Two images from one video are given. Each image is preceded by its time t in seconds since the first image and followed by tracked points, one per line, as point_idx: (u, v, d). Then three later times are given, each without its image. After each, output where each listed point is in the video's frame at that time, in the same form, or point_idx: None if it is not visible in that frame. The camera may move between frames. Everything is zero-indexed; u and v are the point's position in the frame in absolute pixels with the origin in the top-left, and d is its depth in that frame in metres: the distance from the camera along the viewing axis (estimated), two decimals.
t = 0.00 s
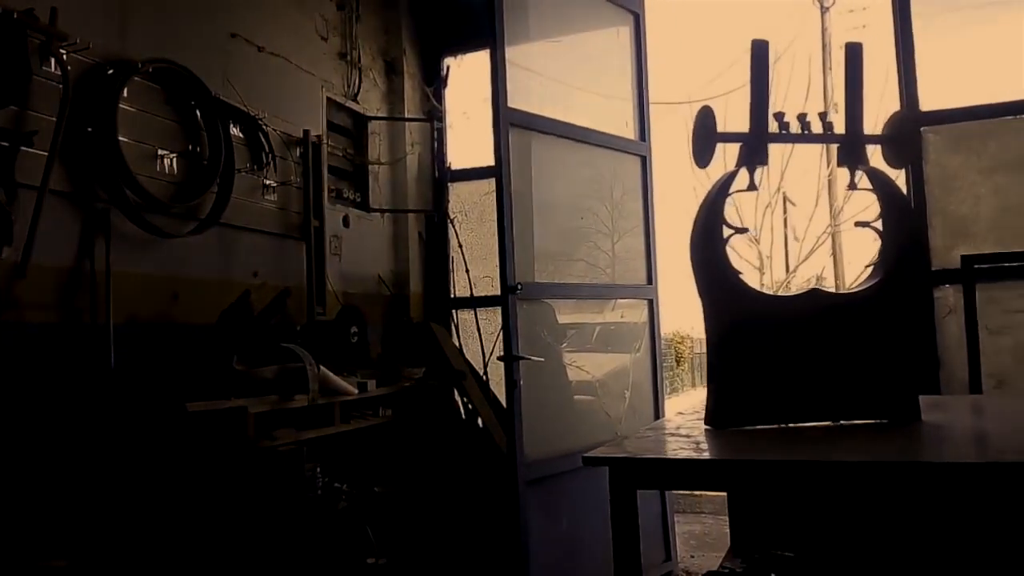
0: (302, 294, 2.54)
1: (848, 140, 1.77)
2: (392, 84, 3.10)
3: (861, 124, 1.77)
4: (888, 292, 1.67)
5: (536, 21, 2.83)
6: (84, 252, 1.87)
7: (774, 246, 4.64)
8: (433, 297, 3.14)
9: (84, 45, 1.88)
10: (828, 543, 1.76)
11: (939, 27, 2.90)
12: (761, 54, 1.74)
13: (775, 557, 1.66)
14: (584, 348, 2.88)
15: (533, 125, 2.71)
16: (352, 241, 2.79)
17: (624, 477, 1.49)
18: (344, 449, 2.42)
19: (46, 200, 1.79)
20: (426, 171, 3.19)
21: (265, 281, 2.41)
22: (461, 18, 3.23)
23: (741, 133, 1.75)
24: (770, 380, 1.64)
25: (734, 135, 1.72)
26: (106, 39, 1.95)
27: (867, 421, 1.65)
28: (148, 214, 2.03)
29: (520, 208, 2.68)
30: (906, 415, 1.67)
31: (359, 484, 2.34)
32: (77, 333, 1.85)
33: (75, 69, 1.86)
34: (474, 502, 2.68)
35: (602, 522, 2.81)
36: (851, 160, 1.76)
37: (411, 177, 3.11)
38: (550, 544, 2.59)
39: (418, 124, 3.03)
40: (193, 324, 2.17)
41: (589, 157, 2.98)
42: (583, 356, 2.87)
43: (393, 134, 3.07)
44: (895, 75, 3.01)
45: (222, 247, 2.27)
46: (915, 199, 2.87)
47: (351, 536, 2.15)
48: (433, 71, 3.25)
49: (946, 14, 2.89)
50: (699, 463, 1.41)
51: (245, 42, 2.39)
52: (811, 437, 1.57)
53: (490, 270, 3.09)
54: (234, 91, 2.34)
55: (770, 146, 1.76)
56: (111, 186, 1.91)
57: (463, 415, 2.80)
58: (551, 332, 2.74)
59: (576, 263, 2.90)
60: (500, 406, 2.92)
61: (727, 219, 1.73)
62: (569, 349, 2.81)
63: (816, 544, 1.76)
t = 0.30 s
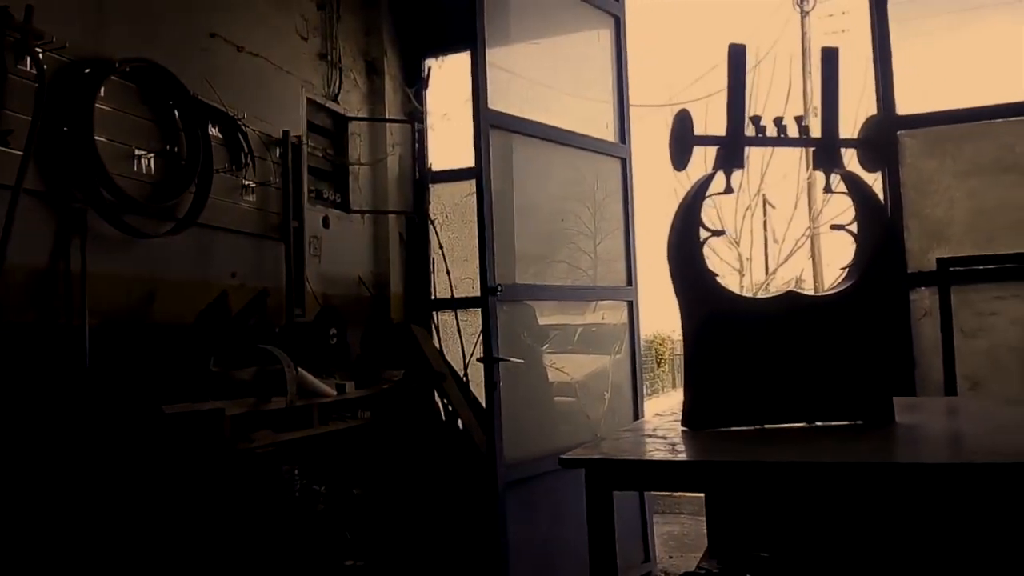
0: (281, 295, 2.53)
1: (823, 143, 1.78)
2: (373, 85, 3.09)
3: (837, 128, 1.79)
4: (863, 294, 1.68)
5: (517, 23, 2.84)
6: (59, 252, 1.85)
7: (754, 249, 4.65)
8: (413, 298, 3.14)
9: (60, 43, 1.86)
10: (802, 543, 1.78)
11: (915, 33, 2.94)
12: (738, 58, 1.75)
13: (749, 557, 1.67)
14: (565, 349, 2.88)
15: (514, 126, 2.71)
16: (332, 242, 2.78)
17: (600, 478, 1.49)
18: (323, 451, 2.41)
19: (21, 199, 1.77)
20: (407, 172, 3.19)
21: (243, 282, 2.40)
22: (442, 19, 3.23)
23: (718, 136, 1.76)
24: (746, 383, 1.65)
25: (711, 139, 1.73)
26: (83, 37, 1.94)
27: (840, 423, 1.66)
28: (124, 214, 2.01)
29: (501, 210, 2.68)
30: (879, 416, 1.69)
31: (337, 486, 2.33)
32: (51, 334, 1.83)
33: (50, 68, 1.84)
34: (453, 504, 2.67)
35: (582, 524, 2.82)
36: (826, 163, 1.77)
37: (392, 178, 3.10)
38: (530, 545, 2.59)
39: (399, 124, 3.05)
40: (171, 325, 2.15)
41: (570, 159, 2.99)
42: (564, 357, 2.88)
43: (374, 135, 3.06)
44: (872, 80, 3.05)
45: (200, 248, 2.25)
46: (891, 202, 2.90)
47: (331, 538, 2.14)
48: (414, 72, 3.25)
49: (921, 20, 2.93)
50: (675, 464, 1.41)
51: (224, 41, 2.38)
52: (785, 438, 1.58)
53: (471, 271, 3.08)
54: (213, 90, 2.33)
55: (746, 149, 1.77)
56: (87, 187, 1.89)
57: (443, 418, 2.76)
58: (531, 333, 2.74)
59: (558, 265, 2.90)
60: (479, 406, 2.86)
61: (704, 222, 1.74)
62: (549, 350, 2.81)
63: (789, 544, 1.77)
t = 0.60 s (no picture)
0: (259, 298, 2.52)
1: (798, 148, 1.80)
2: (352, 88, 3.08)
3: (811, 133, 1.81)
4: (836, 298, 1.69)
5: (497, 27, 2.84)
6: (32, 255, 1.82)
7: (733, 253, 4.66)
8: (394, 302, 3.13)
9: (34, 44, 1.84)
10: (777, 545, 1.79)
11: (890, 40, 2.98)
12: (714, 62, 1.76)
13: (724, 560, 1.68)
14: (545, 353, 2.89)
15: (494, 130, 2.72)
16: (311, 244, 2.76)
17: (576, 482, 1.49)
18: (301, 455, 2.39)
19: None
20: (387, 175, 3.18)
21: (220, 285, 2.38)
22: (422, 22, 3.23)
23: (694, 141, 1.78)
24: (721, 386, 1.66)
25: (687, 143, 1.74)
26: (58, 38, 1.92)
27: (814, 425, 1.68)
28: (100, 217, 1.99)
29: (482, 213, 2.68)
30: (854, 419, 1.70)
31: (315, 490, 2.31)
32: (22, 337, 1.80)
33: (24, 69, 1.82)
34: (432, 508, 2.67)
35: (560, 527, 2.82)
36: (801, 168, 1.79)
37: (372, 181, 3.09)
38: (510, 548, 2.59)
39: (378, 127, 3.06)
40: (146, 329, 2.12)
41: (550, 163, 2.99)
42: (543, 361, 2.88)
43: (353, 138, 3.05)
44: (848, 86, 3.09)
45: (176, 252, 2.23)
46: (867, 206, 2.94)
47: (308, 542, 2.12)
48: (395, 74, 3.24)
49: (897, 27, 2.96)
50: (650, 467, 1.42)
51: (202, 43, 2.36)
52: (760, 441, 1.59)
53: (450, 274, 3.10)
54: (191, 92, 2.31)
55: (723, 153, 1.78)
56: (61, 188, 1.86)
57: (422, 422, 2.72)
58: (510, 336, 2.74)
59: (538, 268, 2.91)
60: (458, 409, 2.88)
61: (681, 225, 1.75)
62: (529, 353, 2.82)
63: (765, 546, 1.78)
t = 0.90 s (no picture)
0: (234, 302, 2.50)
1: (771, 155, 1.81)
2: (331, 92, 3.07)
3: (784, 140, 1.82)
4: (809, 303, 1.71)
5: (477, 32, 2.85)
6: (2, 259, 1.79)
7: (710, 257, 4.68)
8: (372, 306, 3.13)
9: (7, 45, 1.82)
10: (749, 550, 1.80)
11: (864, 48, 3.02)
12: (689, 69, 1.77)
13: (696, 566, 1.69)
14: (523, 357, 2.89)
15: (473, 135, 2.72)
16: (288, 248, 2.75)
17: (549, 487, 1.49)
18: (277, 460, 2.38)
19: None
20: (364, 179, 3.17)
21: (195, 290, 2.36)
22: (402, 27, 3.23)
23: (668, 147, 1.79)
24: (693, 391, 1.67)
25: (661, 150, 1.75)
26: (32, 39, 1.89)
27: (786, 430, 1.69)
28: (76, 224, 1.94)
29: (461, 218, 2.68)
30: (825, 424, 1.72)
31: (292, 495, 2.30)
32: None
33: None
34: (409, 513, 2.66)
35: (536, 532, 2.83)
36: (775, 175, 1.80)
37: (350, 185, 3.09)
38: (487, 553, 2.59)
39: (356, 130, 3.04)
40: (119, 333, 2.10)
41: (529, 168, 3.00)
42: (522, 365, 2.88)
43: (332, 142, 3.04)
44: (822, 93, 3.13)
45: (151, 256, 2.21)
46: (841, 211, 2.96)
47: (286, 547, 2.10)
48: (373, 79, 3.24)
49: (872, 36, 3.00)
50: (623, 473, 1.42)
51: (179, 45, 2.35)
52: (732, 446, 1.60)
53: (429, 278, 3.10)
54: (166, 95, 2.29)
55: (697, 160, 1.80)
56: (32, 192, 1.84)
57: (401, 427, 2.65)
58: (489, 341, 2.74)
59: (517, 273, 2.92)
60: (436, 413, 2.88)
61: (655, 231, 1.77)
62: (507, 357, 2.82)
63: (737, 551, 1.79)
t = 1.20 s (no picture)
0: (210, 306, 2.48)
1: (745, 161, 1.83)
2: (309, 95, 3.06)
3: (758, 147, 1.84)
4: (783, 308, 1.72)
5: (458, 37, 2.85)
6: None
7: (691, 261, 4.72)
8: (350, 310, 3.11)
9: None
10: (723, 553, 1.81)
11: (840, 56, 3.05)
12: (665, 76, 1.78)
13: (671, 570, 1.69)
14: (503, 361, 2.89)
15: (452, 139, 2.73)
16: (265, 252, 2.73)
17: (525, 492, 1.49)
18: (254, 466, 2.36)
19: None
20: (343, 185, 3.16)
21: (170, 294, 2.34)
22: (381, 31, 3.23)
23: (645, 153, 1.80)
24: (669, 396, 1.68)
25: (637, 156, 1.76)
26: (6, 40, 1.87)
27: (760, 434, 1.70)
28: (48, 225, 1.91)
29: (440, 222, 2.68)
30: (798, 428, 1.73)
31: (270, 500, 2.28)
32: None
33: None
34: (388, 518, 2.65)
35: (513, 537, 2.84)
36: (749, 181, 1.82)
37: (329, 189, 3.08)
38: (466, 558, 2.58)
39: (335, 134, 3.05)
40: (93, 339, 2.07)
41: (508, 172, 3.01)
42: (501, 369, 2.89)
43: (310, 146, 3.03)
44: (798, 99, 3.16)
45: (125, 260, 2.18)
46: (817, 217, 3.00)
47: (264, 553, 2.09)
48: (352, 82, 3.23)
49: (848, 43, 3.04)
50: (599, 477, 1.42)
51: (154, 48, 2.33)
52: (707, 451, 1.61)
53: (408, 283, 3.09)
54: (142, 98, 2.27)
55: (673, 166, 1.81)
56: (4, 195, 1.81)
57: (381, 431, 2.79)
58: (468, 345, 2.74)
59: (496, 278, 2.92)
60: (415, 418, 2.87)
61: (631, 237, 1.78)
62: (487, 361, 2.82)
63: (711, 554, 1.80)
